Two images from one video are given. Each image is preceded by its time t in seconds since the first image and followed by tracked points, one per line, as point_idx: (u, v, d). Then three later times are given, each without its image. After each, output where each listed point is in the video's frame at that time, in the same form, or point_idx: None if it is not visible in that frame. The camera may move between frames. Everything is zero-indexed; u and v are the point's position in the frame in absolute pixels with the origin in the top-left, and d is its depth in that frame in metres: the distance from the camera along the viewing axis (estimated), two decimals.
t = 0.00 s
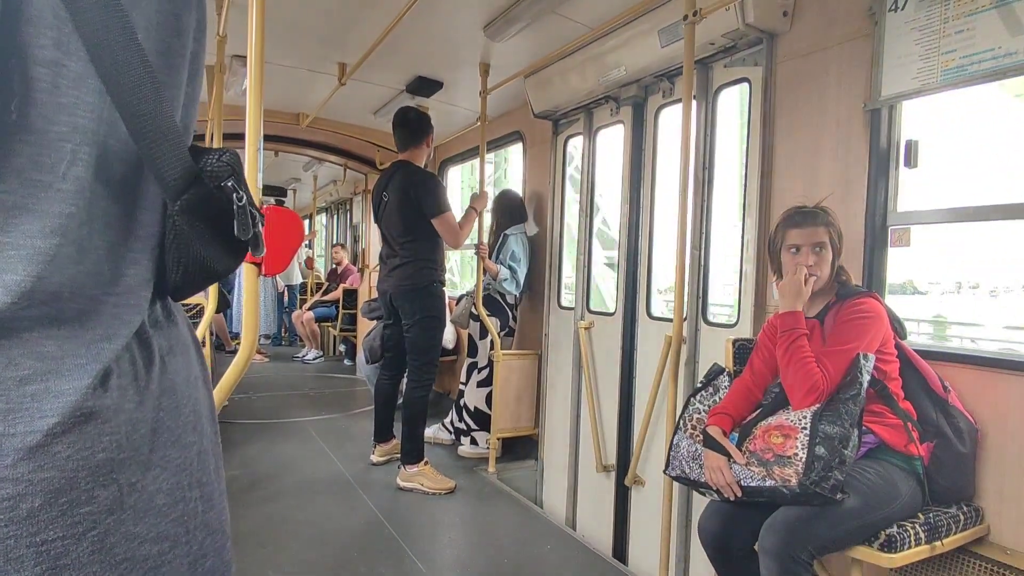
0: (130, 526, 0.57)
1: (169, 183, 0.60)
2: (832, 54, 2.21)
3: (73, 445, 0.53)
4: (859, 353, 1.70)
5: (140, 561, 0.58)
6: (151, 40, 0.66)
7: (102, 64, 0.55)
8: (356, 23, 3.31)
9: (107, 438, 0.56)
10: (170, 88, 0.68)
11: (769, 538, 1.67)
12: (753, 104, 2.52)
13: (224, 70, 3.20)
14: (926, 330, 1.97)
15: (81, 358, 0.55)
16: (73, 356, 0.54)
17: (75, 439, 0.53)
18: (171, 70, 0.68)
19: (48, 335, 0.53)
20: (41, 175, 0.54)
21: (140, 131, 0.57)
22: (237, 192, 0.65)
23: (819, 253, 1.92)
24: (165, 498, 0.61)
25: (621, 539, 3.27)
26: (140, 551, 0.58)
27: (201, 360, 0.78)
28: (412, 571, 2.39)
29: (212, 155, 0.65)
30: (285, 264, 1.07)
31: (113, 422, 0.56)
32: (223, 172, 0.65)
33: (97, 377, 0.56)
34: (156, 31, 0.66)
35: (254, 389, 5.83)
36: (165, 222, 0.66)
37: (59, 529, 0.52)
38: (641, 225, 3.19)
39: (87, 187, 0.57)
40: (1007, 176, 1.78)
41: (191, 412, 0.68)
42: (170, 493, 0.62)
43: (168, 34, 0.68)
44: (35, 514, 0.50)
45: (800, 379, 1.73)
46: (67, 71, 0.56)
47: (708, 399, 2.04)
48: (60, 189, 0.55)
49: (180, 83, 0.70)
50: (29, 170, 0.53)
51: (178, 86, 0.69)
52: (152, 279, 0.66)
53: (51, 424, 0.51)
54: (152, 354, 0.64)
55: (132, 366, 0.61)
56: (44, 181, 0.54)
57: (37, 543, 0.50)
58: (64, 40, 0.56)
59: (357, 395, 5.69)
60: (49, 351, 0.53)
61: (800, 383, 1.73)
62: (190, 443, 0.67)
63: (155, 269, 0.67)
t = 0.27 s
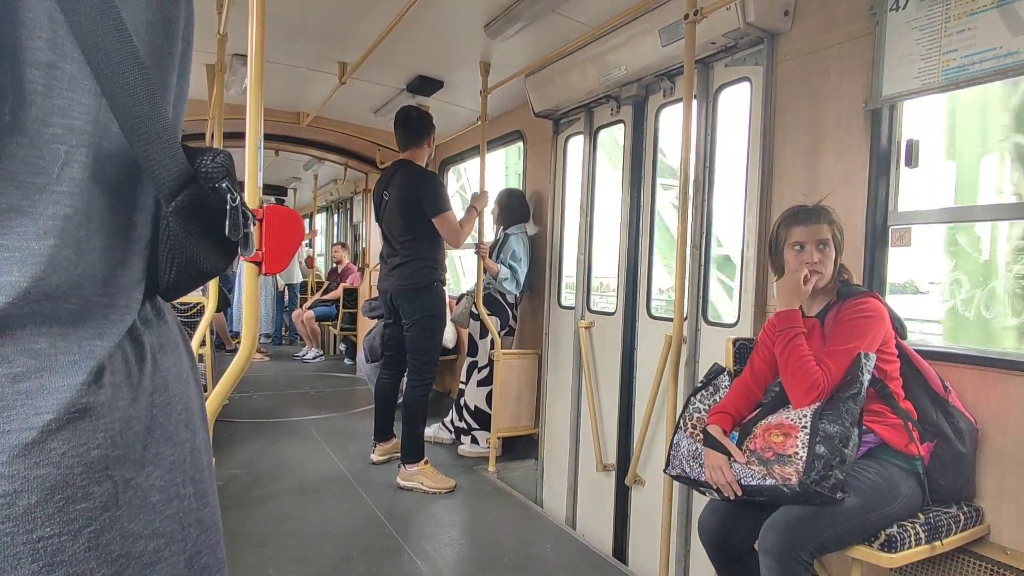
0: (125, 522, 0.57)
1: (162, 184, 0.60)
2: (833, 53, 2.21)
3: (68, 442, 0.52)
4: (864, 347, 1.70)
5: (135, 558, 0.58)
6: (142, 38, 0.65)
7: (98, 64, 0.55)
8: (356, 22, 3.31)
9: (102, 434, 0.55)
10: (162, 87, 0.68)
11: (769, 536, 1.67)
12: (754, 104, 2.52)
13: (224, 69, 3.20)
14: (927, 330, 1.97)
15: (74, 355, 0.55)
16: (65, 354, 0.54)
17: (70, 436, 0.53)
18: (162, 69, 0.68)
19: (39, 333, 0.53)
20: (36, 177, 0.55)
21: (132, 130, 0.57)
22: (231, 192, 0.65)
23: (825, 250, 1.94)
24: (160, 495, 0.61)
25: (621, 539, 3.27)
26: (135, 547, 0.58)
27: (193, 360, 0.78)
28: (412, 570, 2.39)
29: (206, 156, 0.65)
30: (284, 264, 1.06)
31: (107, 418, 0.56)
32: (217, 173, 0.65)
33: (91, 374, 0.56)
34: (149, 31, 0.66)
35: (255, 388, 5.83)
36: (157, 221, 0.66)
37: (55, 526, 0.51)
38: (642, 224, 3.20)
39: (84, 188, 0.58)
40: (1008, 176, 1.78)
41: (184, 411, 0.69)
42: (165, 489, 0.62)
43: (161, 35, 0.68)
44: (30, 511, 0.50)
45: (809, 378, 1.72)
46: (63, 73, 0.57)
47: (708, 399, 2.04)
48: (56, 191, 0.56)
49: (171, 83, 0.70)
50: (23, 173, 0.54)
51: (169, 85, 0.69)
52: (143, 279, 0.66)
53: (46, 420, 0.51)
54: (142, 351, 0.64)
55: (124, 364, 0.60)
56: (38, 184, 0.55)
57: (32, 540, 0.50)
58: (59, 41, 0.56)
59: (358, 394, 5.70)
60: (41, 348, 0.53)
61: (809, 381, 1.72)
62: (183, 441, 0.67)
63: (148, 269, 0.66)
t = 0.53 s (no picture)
0: (119, 522, 0.57)
1: (157, 187, 0.59)
2: (834, 53, 2.21)
3: (64, 441, 0.52)
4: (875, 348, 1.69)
5: (128, 557, 0.58)
6: (136, 38, 0.65)
7: (91, 66, 0.54)
8: (357, 21, 3.31)
9: (97, 434, 0.55)
10: (158, 88, 0.68)
11: (770, 536, 1.66)
12: (755, 103, 2.52)
13: (224, 68, 3.20)
14: (928, 330, 1.96)
15: (70, 354, 0.55)
16: (61, 352, 0.54)
17: (65, 435, 0.52)
18: (157, 71, 0.68)
19: (36, 331, 0.53)
20: (33, 181, 0.55)
21: (127, 132, 0.56)
22: (225, 195, 0.65)
23: (829, 245, 1.93)
24: (153, 494, 0.61)
25: (622, 538, 3.27)
26: (128, 546, 0.58)
27: (191, 359, 0.78)
28: (412, 570, 2.39)
29: (203, 157, 0.64)
30: (286, 264, 1.06)
31: (102, 418, 0.56)
32: (211, 177, 0.64)
33: (87, 372, 0.56)
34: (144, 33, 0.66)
35: (255, 387, 5.83)
36: (152, 223, 0.66)
37: (50, 525, 0.51)
38: (643, 223, 3.19)
39: (81, 192, 0.58)
40: (1008, 176, 1.77)
41: (180, 411, 0.68)
42: (159, 489, 0.62)
43: (157, 36, 0.68)
44: (25, 510, 0.49)
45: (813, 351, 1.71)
46: (57, 75, 0.56)
47: (710, 394, 2.04)
48: (52, 195, 0.56)
49: (167, 83, 0.70)
50: (20, 177, 0.54)
51: (164, 87, 0.69)
52: (140, 281, 0.66)
53: (42, 420, 0.51)
54: (139, 351, 0.64)
55: (121, 363, 0.60)
56: (36, 187, 0.55)
57: (28, 539, 0.49)
58: (55, 42, 0.56)
59: (358, 393, 5.70)
60: (36, 347, 0.52)
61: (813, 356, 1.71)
62: (178, 440, 0.67)
63: (144, 269, 0.67)
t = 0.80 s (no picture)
0: (127, 524, 0.57)
1: (169, 187, 0.59)
2: (835, 52, 2.20)
3: (73, 444, 0.53)
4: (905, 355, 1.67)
5: (134, 559, 0.58)
6: (146, 37, 0.65)
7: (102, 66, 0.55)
8: (358, 21, 3.31)
9: (107, 437, 0.55)
10: (169, 86, 0.68)
11: (770, 535, 1.66)
12: (755, 102, 2.52)
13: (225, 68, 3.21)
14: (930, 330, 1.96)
15: (81, 356, 0.55)
16: (71, 355, 0.54)
17: (75, 438, 0.53)
18: (168, 71, 0.68)
19: (48, 334, 0.54)
20: (45, 181, 0.55)
21: (136, 129, 0.57)
22: (239, 194, 0.63)
23: (835, 238, 1.89)
24: (161, 496, 0.61)
25: (623, 538, 3.27)
26: (134, 548, 0.58)
27: (200, 358, 0.77)
28: (414, 569, 2.39)
29: (215, 156, 0.63)
30: (287, 264, 1.07)
31: (111, 420, 0.56)
32: (222, 173, 0.62)
33: (99, 375, 0.56)
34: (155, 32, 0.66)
35: (256, 387, 5.84)
36: (165, 220, 0.65)
37: (58, 527, 0.52)
38: (643, 223, 3.19)
39: (95, 191, 0.58)
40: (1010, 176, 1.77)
41: (191, 411, 0.67)
42: (166, 491, 0.62)
43: (167, 34, 0.68)
44: (35, 515, 0.50)
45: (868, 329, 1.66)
46: (70, 75, 0.57)
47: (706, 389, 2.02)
48: (64, 194, 0.56)
49: (178, 81, 0.70)
50: (32, 177, 0.54)
51: (175, 88, 0.69)
52: (152, 279, 0.65)
53: (52, 423, 0.52)
54: (152, 353, 0.63)
55: (132, 364, 0.60)
56: (47, 188, 0.55)
57: (38, 540, 0.50)
58: (67, 42, 0.57)
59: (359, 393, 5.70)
60: (46, 351, 0.53)
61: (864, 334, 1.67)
62: (188, 441, 0.65)
63: (157, 269, 0.66)
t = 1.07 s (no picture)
0: (147, 521, 0.57)
1: (186, 186, 0.59)
2: (836, 51, 2.20)
3: (97, 442, 0.52)
4: (945, 371, 1.63)
5: (154, 556, 0.57)
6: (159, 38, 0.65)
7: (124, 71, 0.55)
8: (359, 21, 3.31)
9: (128, 434, 0.55)
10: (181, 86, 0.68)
11: (776, 536, 1.66)
12: (757, 101, 2.51)
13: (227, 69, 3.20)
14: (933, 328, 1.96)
15: (102, 355, 0.55)
16: (94, 353, 0.54)
17: (98, 435, 0.52)
18: (180, 71, 0.68)
19: (71, 333, 0.53)
20: (69, 183, 0.55)
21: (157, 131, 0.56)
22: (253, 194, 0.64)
23: (847, 240, 1.84)
24: (178, 493, 0.61)
25: (626, 538, 3.27)
26: (153, 544, 0.57)
27: (209, 355, 0.76)
28: (418, 569, 2.39)
29: (229, 156, 0.63)
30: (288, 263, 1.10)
31: (132, 418, 0.56)
32: (241, 173, 0.63)
33: (120, 373, 0.55)
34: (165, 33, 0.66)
35: (258, 387, 5.83)
36: (180, 219, 0.66)
37: (83, 524, 0.51)
38: (644, 223, 3.19)
39: (114, 192, 0.58)
40: (1011, 172, 1.76)
41: (202, 411, 0.67)
42: (182, 488, 0.62)
43: (177, 33, 0.68)
44: (60, 511, 0.50)
45: (911, 344, 1.58)
46: (92, 78, 0.57)
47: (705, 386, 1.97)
48: (87, 197, 0.56)
49: (189, 81, 0.70)
50: (56, 179, 0.54)
51: (187, 87, 0.69)
52: (167, 276, 0.66)
53: (77, 420, 0.51)
54: (165, 351, 0.63)
55: (147, 363, 0.60)
56: (70, 190, 0.55)
57: (63, 538, 0.50)
58: (87, 44, 0.56)
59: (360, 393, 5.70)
60: (69, 348, 0.53)
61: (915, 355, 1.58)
62: (200, 440, 0.66)
63: (171, 266, 0.66)
